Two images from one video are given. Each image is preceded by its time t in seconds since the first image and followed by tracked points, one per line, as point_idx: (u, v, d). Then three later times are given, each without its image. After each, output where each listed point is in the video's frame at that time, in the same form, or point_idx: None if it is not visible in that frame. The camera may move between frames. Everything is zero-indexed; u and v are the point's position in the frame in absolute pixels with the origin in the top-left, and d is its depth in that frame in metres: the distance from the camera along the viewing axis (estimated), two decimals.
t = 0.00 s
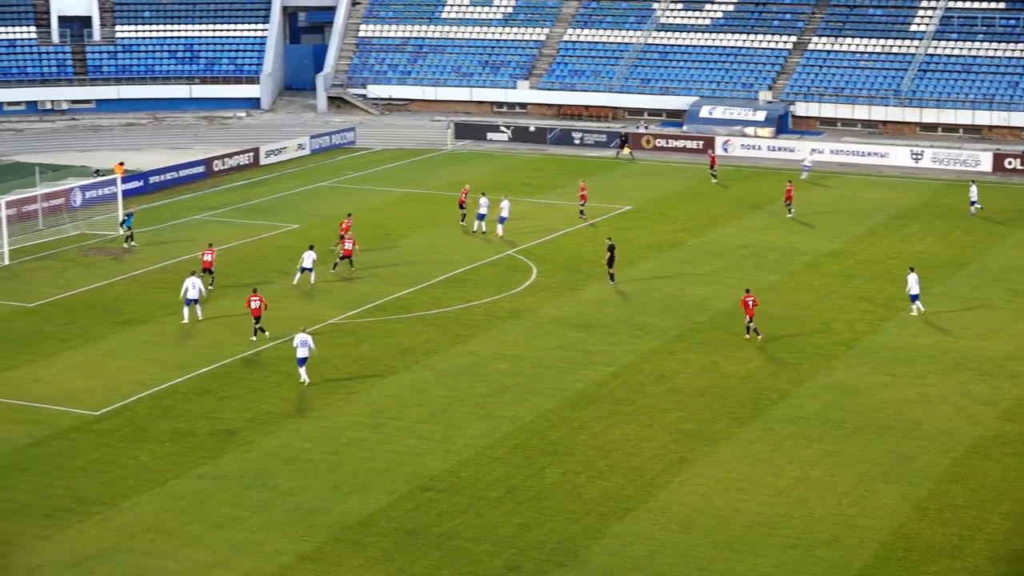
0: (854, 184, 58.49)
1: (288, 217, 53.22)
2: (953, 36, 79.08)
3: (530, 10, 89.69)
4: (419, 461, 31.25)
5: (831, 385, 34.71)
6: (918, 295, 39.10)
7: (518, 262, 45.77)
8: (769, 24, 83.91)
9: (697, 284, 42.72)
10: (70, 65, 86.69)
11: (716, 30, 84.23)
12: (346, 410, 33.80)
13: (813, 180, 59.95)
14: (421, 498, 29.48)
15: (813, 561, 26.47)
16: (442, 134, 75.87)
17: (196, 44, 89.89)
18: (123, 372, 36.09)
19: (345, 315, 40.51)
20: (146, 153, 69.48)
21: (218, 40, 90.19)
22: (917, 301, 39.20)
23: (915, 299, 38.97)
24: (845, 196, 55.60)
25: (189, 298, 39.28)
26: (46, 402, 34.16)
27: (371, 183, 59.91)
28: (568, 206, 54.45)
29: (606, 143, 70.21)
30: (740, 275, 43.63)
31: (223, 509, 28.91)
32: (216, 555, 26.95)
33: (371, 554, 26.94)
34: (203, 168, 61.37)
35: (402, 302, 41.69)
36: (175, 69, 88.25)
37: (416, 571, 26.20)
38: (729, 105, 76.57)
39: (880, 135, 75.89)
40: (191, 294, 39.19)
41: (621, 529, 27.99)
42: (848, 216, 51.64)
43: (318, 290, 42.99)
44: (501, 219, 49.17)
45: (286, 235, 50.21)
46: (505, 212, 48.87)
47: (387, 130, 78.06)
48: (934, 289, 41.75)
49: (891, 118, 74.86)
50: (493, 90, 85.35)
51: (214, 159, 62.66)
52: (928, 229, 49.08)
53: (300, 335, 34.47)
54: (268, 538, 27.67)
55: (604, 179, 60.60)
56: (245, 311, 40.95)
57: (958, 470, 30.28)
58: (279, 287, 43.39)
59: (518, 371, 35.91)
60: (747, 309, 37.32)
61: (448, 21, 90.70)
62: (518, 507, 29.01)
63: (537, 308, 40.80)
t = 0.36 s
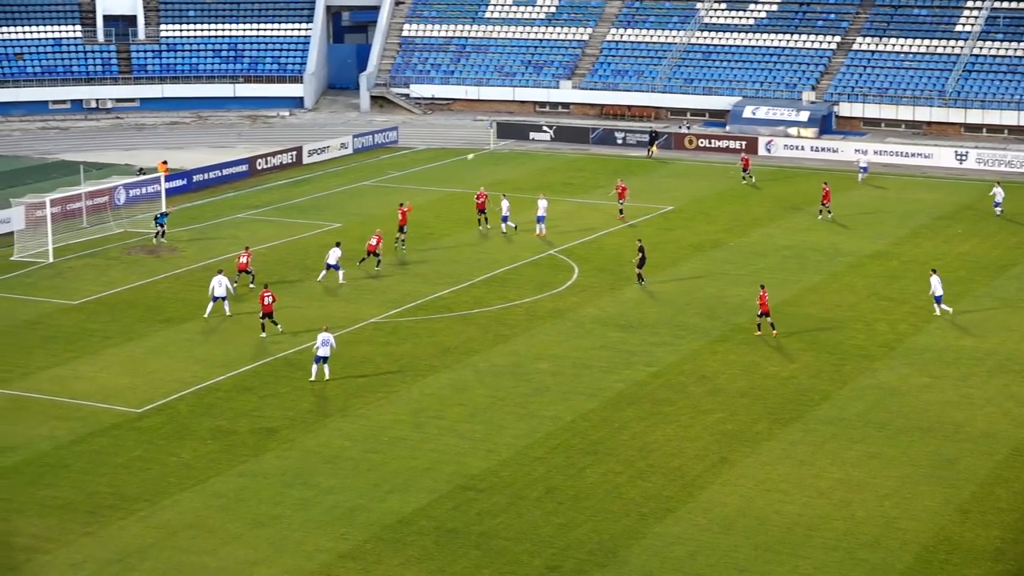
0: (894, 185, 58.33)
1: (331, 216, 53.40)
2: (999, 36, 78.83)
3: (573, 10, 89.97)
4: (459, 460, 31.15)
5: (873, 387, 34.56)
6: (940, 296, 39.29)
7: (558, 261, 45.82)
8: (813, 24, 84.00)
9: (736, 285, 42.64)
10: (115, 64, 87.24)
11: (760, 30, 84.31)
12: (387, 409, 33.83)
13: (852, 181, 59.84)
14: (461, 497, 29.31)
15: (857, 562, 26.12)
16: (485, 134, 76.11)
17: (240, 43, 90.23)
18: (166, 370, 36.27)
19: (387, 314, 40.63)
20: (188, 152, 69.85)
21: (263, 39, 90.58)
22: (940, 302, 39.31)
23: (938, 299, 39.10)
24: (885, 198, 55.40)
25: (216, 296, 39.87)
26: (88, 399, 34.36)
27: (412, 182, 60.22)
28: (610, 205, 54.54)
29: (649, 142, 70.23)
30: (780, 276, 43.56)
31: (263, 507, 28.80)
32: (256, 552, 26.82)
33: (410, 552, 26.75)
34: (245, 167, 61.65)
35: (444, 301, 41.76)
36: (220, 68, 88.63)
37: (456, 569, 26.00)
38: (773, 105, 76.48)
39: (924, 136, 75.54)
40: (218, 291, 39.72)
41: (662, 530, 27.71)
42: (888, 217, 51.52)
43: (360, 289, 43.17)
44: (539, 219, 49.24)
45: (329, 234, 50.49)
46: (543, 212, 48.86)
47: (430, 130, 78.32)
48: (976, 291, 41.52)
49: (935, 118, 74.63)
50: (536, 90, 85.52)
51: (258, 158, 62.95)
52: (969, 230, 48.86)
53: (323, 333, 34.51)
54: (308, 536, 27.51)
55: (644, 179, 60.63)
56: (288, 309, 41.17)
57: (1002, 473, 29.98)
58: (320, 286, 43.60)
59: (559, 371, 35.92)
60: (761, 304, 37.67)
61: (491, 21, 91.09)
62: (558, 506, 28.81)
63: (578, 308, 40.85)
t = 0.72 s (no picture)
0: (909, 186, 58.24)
1: (347, 216, 53.43)
2: (1016, 35, 78.64)
3: (590, 10, 90.07)
4: (474, 460, 31.15)
5: (889, 387, 34.51)
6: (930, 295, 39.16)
7: (573, 262, 45.82)
8: (831, 24, 84.03)
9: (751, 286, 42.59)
10: (132, 64, 87.43)
11: (777, 30, 84.33)
12: (402, 409, 33.85)
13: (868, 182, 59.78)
14: (476, 497, 29.30)
15: (872, 563, 26.06)
16: (502, 133, 76.13)
17: (257, 43, 90.45)
18: (182, 369, 36.33)
19: (403, 313, 40.66)
20: (204, 151, 69.97)
21: (279, 39, 90.86)
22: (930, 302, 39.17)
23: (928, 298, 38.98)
24: (900, 198, 55.32)
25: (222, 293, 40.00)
26: (104, 398, 34.45)
27: (428, 181, 60.25)
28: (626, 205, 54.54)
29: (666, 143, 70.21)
30: (796, 277, 43.52)
31: (279, 507, 28.82)
32: (271, 552, 26.84)
33: (425, 552, 26.75)
34: (261, 166, 61.72)
35: (459, 301, 41.79)
36: (236, 67, 88.75)
37: (471, 569, 25.99)
38: (789, 105, 76.41)
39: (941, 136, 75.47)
40: (222, 289, 39.83)
41: (677, 530, 27.68)
42: (903, 218, 51.46)
43: (376, 289, 43.20)
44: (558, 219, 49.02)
45: (345, 233, 50.58)
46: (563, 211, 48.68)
47: (446, 130, 78.38)
48: (992, 292, 41.43)
49: (952, 118, 74.53)
50: (552, 90, 85.48)
51: (274, 157, 63.07)
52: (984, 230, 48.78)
53: (327, 333, 34.36)
54: (323, 536, 27.52)
55: (660, 179, 60.63)
56: (304, 309, 41.25)
57: (1018, 475, 29.88)
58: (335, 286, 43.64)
59: (574, 371, 35.92)
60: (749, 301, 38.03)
61: (508, 21, 91.32)
62: (573, 506, 28.79)
63: (593, 308, 40.86)
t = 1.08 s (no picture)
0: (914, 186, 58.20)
1: (352, 216, 53.43)
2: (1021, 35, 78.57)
3: (594, 10, 90.03)
4: (478, 459, 31.14)
5: (894, 387, 34.49)
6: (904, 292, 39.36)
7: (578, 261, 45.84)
8: (835, 24, 83.99)
9: (756, 286, 42.57)
10: (137, 64, 87.52)
11: (781, 30, 84.29)
12: (407, 409, 33.85)
13: (873, 181, 59.77)
14: (481, 497, 29.31)
15: (877, 563, 26.04)
16: (507, 133, 76.13)
17: (261, 42, 90.49)
18: (187, 368, 36.35)
19: (409, 313, 40.71)
20: (209, 151, 70.00)
21: (285, 38, 90.91)
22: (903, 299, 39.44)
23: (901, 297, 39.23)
24: (905, 198, 55.28)
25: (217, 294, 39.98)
26: (109, 397, 34.46)
27: (433, 181, 60.24)
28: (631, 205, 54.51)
29: (670, 142, 70.20)
30: (801, 277, 43.51)
31: (284, 506, 28.84)
32: (275, 551, 26.85)
33: (429, 552, 26.74)
34: (266, 166, 61.73)
35: (464, 301, 41.82)
36: (241, 67, 88.76)
37: (476, 569, 25.99)
38: (794, 105, 76.40)
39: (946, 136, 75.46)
40: (218, 289, 39.79)
41: (682, 530, 27.66)
42: (908, 218, 51.42)
43: (381, 288, 43.21)
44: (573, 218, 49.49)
45: (349, 233, 50.59)
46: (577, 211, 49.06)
47: (451, 130, 78.39)
48: (997, 292, 41.39)
49: (957, 118, 74.50)
50: (557, 89, 85.48)
51: (279, 157, 63.12)
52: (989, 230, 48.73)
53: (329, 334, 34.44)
54: (327, 535, 27.53)
55: (665, 178, 60.61)
56: (310, 308, 41.29)
57: None
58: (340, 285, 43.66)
59: (579, 371, 35.92)
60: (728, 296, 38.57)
61: (513, 20, 91.31)
62: (578, 506, 28.79)
63: (598, 309, 40.85)
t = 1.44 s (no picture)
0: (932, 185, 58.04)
1: (372, 215, 53.47)
2: None
3: (614, 9, 89.98)
4: (498, 458, 31.15)
5: (915, 388, 34.41)
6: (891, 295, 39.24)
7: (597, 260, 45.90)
8: (857, 23, 83.83)
9: (774, 286, 42.55)
10: (158, 62, 87.76)
11: (802, 29, 84.19)
12: (428, 408, 33.87)
13: (891, 181, 59.65)
14: (501, 495, 29.31)
15: (897, 564, 25.99)
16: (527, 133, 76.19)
17: (281, 41, 90.64)
18: (208, 367, 36.45)
19: (429, 311, 40.82)
20: (229, 150, 70.22)
21: (304, 36, 91.06)
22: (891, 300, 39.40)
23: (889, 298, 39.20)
24: (924, 198, 55.12)
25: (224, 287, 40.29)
26: (131, 395, 34.55)
27: (452, 180, 60.22)
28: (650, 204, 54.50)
29: (690, 142, 70.21)
30: (819, 276, 43.46)
31: (304, 505, 28.87)
32: (295, 549, 26.89)
33: (449, 551, 26.74)
34: (286, 165, 61.85)
35: (484, 298, 41.92)
36: (261, 65, 88.99)
37: (496, 568, 25.99)
38: (815, 105, 76.38)
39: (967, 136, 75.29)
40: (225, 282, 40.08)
41: (702, 529, 27.63)
42: (928, 218, 51.28)
43: (400, 287, 43.27)
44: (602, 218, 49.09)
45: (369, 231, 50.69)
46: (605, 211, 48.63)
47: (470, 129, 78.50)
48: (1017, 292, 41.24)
49: (978, 118, 74.34)
50: (576, 89, 85.52)
51: (300, 155, 63.31)
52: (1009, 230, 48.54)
53: (350, 332, 34.67)
54: (347, 534, 27.56)
55: (683, 178, 60.60)
56: (330, 307, 41.38)
57: None
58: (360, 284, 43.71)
59: (598, 370, 35.92)
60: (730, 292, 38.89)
61: (533, 19, 91.30)
62: (598, 505, 28.79)
63: (617, 308, 40.86)
